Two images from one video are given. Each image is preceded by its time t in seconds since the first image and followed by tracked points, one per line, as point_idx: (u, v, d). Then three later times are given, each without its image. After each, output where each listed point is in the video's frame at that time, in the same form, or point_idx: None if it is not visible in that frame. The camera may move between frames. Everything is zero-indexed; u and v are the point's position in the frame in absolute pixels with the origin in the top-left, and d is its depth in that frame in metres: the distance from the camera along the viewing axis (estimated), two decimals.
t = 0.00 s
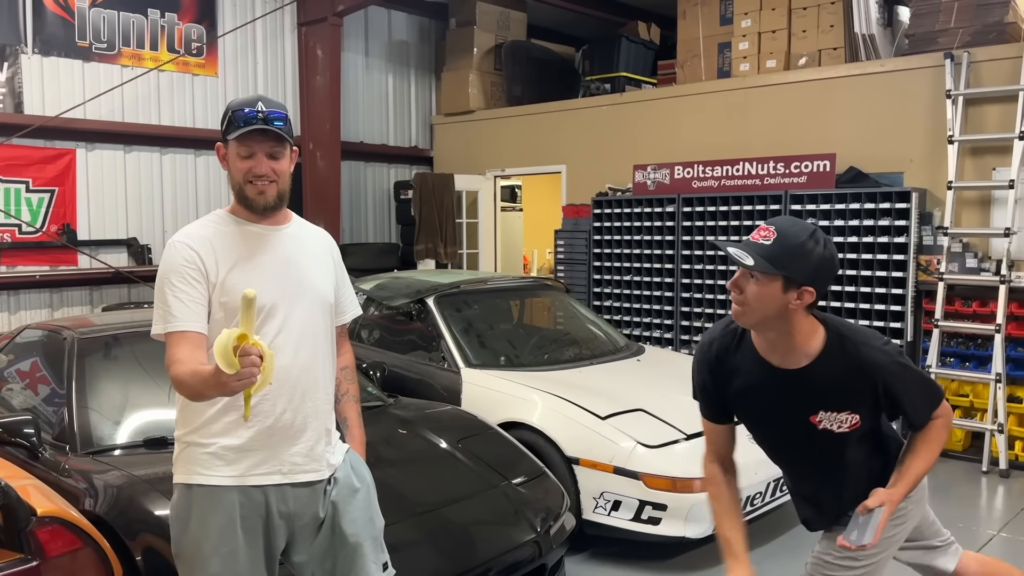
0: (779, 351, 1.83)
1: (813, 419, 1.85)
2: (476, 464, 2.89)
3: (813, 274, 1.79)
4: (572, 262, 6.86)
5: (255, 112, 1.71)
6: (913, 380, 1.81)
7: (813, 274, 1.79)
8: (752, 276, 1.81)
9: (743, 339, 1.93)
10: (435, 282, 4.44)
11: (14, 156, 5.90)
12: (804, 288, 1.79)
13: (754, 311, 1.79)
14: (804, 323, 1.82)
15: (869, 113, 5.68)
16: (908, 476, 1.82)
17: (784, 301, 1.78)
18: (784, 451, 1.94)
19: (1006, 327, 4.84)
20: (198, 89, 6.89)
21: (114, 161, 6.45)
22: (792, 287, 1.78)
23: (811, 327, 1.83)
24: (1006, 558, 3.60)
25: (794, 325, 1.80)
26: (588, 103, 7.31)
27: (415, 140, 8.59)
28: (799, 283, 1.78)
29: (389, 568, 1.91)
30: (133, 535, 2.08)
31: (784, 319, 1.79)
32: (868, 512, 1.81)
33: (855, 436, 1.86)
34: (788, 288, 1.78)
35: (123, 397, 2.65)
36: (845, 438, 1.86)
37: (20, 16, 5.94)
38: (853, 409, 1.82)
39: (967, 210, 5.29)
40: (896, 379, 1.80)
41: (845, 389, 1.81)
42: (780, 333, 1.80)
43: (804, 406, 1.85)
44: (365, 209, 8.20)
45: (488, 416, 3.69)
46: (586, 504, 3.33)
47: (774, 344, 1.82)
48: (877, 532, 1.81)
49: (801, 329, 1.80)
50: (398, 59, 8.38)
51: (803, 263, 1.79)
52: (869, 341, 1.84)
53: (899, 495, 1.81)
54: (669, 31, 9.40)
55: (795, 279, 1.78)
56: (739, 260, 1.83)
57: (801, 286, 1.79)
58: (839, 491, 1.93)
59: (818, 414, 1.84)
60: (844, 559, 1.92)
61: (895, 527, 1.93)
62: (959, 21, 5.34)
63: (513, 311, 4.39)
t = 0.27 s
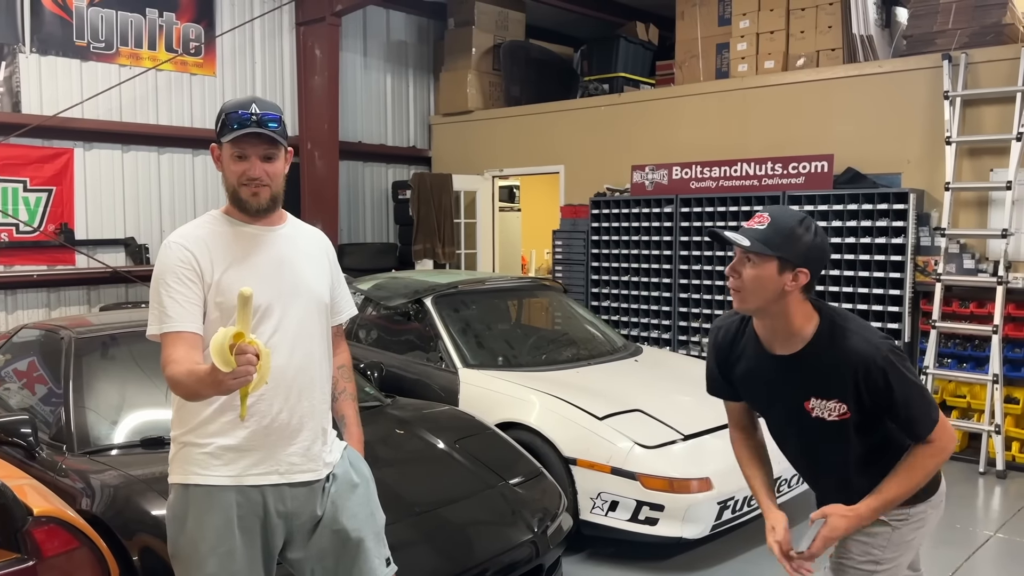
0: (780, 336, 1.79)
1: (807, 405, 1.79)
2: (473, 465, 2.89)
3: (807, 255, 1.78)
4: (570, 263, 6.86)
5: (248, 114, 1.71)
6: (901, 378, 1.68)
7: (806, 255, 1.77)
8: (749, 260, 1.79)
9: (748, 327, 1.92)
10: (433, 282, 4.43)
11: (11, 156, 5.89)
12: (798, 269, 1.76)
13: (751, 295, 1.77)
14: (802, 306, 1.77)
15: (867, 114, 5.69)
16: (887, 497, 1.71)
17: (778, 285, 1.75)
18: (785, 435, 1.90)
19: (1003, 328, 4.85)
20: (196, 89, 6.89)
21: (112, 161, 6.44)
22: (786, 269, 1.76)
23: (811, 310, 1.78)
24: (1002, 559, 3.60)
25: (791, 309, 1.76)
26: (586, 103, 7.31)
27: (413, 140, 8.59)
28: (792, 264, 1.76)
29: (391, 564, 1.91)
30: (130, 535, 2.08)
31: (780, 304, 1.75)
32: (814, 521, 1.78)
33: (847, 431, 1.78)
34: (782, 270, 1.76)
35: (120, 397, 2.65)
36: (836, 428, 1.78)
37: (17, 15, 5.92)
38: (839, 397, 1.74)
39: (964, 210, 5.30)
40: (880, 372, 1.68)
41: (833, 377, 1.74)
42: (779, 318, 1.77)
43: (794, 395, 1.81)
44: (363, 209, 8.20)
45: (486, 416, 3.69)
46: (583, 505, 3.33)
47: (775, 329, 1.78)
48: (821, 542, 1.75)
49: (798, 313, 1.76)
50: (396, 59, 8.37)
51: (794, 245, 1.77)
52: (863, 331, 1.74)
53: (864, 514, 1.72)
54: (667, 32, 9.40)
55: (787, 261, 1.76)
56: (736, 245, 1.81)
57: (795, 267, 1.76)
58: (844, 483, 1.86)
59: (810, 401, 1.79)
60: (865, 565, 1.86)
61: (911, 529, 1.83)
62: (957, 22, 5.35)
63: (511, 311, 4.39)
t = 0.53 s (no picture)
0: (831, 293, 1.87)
1: (836, 361, 1.84)
2: (471, 465, 2.89)
3: (856, 214, 1.85)
4: (568, 263, 6.86)
5: (245, 115, 1.70)
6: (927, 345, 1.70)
7: (856, 213, 1.85)
8: (801, 219, 1.87)
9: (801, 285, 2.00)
10: (431, 282, 4.43)
11: (9, 154, 5.88)
12: (849, 227, 1.84)
13: (804, 253, 1.86)
14: (851, 262, 1.86)
15: (865, 115, 5.69)
16: (875, 473, 1.74)
17: (831, 242, 1.84)
18: (810, 393, 1.93)
19: (1001, 329, 4.85)
20: (194, 88, 6.88)
21: (110, 160, 6.44)
22: (838, 227, 1.84)
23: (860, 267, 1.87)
24: (1000, 559, 3.61)
25: (842, 266, 1.85)
26: (585, 103, 7.31)
27: (412, 140, 8.59)
28: (844, 222, 1.84)
29: (388, 569, 1.91)
30: (128, 534, 2.08)
31: (832, 261, 1.85)
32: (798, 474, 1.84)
33: (869, 396, 1.80)
34: (834, 228, 1.84)
35: (117, 396, 2.65)
36: (856, 388, 1.80)
37: (15, 13, 5.91)
38: (866, 353, 1.78)
39: (963, 211, 5.30)
40: (906, 334, 1.72)
41: (864, 332, 1.79)
42: (830, 274, 1.86)
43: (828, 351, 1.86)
44: (362, 209, 8.20)
45: (484, 416, 3.69)
46: (581, 505, 3.34)
47: (824, 286, 1.88)
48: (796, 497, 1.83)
49: (848, 270, 1.85)
50: (395, 58, 8.37)
51: (845, 205, 1.85)
52: (902, 299, 1.78)
53: (847, 485, 1.75)
54: (666, 32, 9.41)
55: (840, 219, 1.84)
56: (791, 205, 1.90)
57: (847, 224, 1.84)
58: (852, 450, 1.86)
59: (841, 356, 1.83)
60: (868, 565, 1.86)
61: (922, 540, 1.82)
62: (955, 23, 5.36)
63: (509, 311, 4.39)
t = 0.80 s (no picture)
0: (860, 265, 1.90)
1: (854, 333, 1.86)
2: (469, 465, 2.89)
3: (889, 189, 1.86)
4: (567, 263, 6.86)
5: (266, 115, 1.71)
6: (944, 320, 1.72)
7: (888, 189, 1.86)
8: (834, 194, 1.88)
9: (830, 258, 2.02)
10: (430, 281, 4.43)
11: (7, 153, 5.87)
12: (882, 202, 1.85)
13: (837, 227, 1.88)
14: (880, 237, 1.89)
15: (865, 115, 5.69)
16: (869, 450, 1.73)
17: (864, 217, 1.86)
18: (826, 367, 1.94)
19: (1000, 330, 4.86)
20: (193, 87, 6.88)
21: (109, 159, 6.43)
22: (870, 201, 1.85)
23: (888, 243, 1.90)
24: (998, 560, 3.61)
25: (872, 242, 1.88)
26: (584, 103, 7.31)
27: (411, 139, 8.58)
28: (877, 198, 1.85)
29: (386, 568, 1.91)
30: (126, 534, 2.08)
31: (862, 236, 1.87)
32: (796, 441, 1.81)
33: (881, 372, 1.80)
34: (867, 202, 1.85)
35: (116, 395, 2.64)
36: (869, 360, 1.81)
37: (15, 12, 5.90)
38: (883, 325, 1.80)
39: (962, 212, 5.30)
40: (925, 307, 1.73)
41: (884, 305, 1.81)
42: (861, 250, 1.88)
43: (849, 322, 1.88)
44: (361, 208, 8.20)
45: (482, 416, 3.69)
46: (579, 505, 3.34)
47: (854, 259, 1.90)
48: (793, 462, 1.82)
49: (877, 246, 1.88)
50: (394, 58, 8.37)
51: (878, 180, 1.86)
52: (926, 277, 1.80)
53: (842, 457, 1.75)
54: (665, 32, 9.40)
55: (872, 194, 1.84)
56: (823, 179, 1.90)
57: (879, 200, 1.85)
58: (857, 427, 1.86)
59: (859, 329, 1.85)
60: (870, 565, 1.86)
61: (920, 536, 1.82)
62: (955, 24, 5.36)
63: (508, 311, 4.39)
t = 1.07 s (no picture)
0: (874, 259, 1.90)
1: (864, 326, 1.86)
2: (470, 464, 2.89)
3: (902, 183, 1.85)
4: (567, 262, 6.86)
5: (267, 115, 1.71)
6: (955, 316, 1.72)
7: (902, 183, 1.85)
8: (848, 191, 1.88)
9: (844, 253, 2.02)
10: (430, 280, 4.42)
11: (7, 152, 5.86)
12: (895, 197, 1.85)
13: (850, 223, 1.88)
14: (895, 232, 1.89)
15: (865, 115, 5.69)
16: (871, 441, 1.73)
17: (877, 213, 1.86)
18: (835, 358, 1.94)
19: (999, 330, 4.86)
20: (193, 86, 6.87)
21: (108, 157, 6.43)
22: (884, 197, 1.85)
23: (903, 238, 1.90)
24: (998, 560, 3.61)
25: (887, 236, 1.88)
26: (584, 102, 7.31)
27: (411, 139, 8.58)
28: (890, 193, 1.85)
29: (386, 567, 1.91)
30: (126, 532, 2.08)
31: (877, 231, 1.87)
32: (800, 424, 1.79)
33: (889, 365, 1.80)
34: (880, 198, 1.85)
35: (115, 394, 2.64)
36: (878, 353, 1.82)
37: (15, 10, 5.90)
38: (894, 318, 1.80)
39: (962, 213, 5.30)
40: (937, 302, 1.73)
41: (896, 298, 1.81)
42: (875, 244, 1.88)
43: (862, 315, 1.88)
44: (360, 208, 8.20)
45: (481, 415, 3.69)
46: (579, 504, 3.34)
47: (868, 253, 1.90)
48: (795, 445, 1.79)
49: (891, 240, 1.88)
50: (394, 57, 8.36)
51: (892, 175, 1.85)
52: (939, 274, 1.80)
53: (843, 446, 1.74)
54: (665, 31, 9.40)
55: (885, 190, 1.84)
56: (836, 177, 1.90)
57: (892, 195, 1.85)
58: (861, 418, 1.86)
59: (869, 322, 1.85)
60: (871, 565, 1.86)
61: (921, 536, 1.82)
62: (955, 24, 5.36)
63: (508, 310, 4.39)
